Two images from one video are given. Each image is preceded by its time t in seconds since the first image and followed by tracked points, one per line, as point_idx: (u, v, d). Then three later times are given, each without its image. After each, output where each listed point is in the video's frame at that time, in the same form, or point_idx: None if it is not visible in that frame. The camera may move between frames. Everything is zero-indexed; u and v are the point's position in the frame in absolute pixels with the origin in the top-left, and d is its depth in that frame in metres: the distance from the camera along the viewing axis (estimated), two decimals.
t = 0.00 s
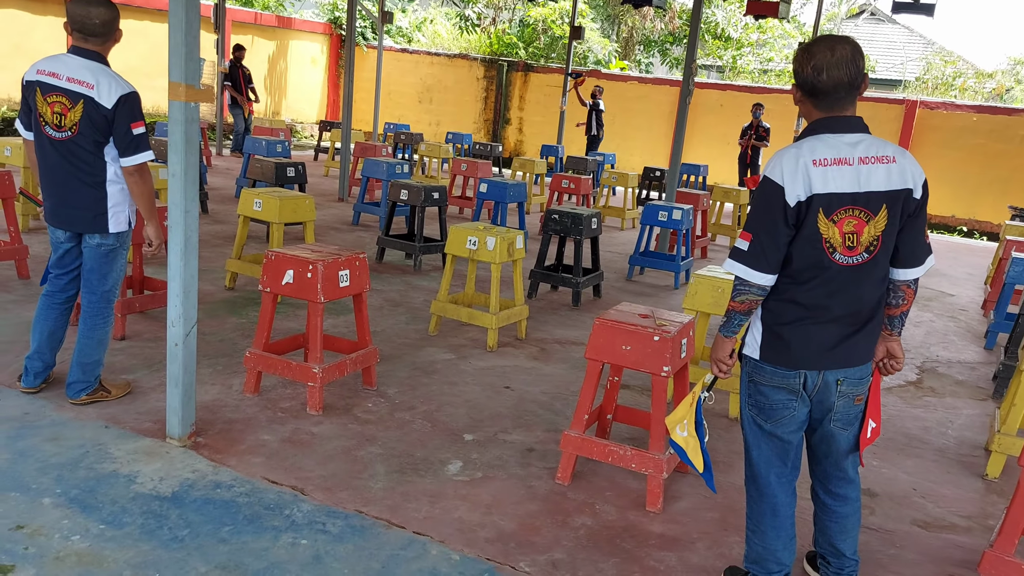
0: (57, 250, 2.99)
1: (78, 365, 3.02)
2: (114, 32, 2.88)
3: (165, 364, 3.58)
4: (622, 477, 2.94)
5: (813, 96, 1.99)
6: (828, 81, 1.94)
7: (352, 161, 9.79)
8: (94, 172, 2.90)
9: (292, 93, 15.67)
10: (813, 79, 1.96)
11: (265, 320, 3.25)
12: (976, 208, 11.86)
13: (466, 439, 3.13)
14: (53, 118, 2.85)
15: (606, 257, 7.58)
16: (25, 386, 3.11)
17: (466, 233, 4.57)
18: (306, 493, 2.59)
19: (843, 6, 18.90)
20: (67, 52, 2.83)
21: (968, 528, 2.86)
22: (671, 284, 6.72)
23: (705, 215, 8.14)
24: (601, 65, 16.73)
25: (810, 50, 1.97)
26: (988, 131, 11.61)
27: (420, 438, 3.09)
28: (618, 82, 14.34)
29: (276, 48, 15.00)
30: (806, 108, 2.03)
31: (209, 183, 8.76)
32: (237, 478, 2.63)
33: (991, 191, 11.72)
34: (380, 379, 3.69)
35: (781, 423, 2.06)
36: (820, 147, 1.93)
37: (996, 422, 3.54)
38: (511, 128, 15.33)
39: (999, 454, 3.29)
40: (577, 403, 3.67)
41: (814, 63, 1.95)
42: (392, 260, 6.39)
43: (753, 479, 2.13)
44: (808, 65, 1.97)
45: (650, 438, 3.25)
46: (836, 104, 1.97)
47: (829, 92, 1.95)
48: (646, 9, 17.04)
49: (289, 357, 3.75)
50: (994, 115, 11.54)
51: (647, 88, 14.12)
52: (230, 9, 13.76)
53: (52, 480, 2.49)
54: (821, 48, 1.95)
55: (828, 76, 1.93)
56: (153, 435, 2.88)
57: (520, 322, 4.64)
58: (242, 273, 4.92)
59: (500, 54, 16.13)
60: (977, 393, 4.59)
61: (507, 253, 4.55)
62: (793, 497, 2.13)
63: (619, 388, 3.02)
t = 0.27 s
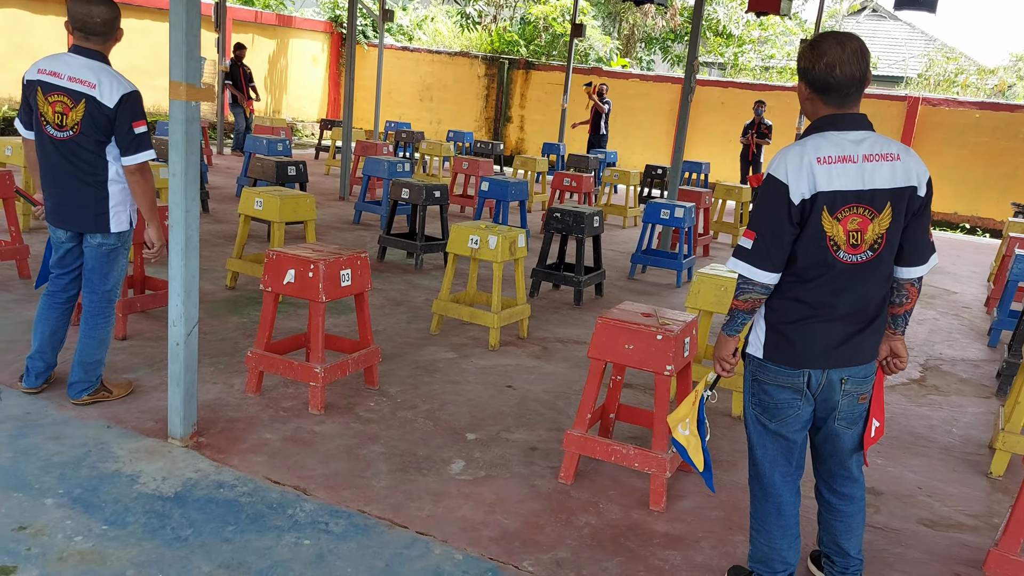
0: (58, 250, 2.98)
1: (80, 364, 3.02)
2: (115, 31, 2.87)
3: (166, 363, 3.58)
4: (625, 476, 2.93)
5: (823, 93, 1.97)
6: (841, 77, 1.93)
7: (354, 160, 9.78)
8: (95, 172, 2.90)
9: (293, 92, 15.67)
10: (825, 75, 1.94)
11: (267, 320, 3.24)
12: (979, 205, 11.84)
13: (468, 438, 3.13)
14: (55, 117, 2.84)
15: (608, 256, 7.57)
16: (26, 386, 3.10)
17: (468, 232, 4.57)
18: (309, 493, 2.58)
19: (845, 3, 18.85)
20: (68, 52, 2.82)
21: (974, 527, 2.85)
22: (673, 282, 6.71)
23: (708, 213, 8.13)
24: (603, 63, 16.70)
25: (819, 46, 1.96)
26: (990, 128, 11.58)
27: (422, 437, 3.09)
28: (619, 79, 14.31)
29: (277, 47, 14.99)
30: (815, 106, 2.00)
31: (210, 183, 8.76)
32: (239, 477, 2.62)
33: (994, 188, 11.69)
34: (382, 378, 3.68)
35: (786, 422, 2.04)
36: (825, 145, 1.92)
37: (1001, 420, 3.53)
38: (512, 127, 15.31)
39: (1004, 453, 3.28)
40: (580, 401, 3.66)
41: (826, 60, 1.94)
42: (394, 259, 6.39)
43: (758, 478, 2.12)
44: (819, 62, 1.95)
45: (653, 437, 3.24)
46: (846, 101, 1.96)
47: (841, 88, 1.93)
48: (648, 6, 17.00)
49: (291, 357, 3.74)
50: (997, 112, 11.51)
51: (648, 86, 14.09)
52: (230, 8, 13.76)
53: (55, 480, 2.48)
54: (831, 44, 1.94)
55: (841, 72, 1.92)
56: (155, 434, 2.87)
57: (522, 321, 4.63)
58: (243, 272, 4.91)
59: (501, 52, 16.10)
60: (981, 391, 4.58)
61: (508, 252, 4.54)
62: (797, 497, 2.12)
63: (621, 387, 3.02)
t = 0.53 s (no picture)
0: (56, 254, 2.98)
1: (78, 369, 3.01)
2: (110, 34, 2.86)
3: (165, 368, 3.57)
4: (624, 479, 2.93)
5: (824, 96, 1.96)
6: (842, 79, 1.93)
7: (352, 162, 9.78)
8: (93, 176, 2.90)
9: (291, 95, 15.68)
10: (827, 78, 1.93)
11: (265, 323, 3.24)
12: (977, 205, 11.85)
13: (467, 441, 3.12)
14: (52, 122, 2.84)
15: (607, 257, 7.58)
16: (24, 392, 3.10)
17: (467, 234, 4.56)
18: (308, 497, 2.58)
19: (842, 4, 18.88)
20: (65, 57, 2.82)
21: (972, 528, 2.85)
22: (672, 283, 6.71)
23: (706, 214, 8.13)
24: (601, 65, 16.72)
25: (817, 50, 1.95)
26: (988, 128, 11.60)
27: (421, 440, 3.08)
28: (618, 81, 14.32)
29: (275, 50, 15.00)
30: (815, 109, 2.00)
31: (208, 186, 8.77)
32: (238, 482, 2.62)
33: (993, 188, 11.71)
34: (381, 381, 3.68)
35: (784, 424, 2.05)
36: (822, 148, 1.92)
37: (999, 421, 3.53)
38: (511, 128, 15.33)
39: (1002, 454, 3.28)
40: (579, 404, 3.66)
41: (827, 63, 1.93)
42: (392, 262, 6.38)
43: (755, 481, 2.12)
44: (820, 66, 1.94)
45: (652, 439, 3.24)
46: (845, 103, 1.97)
47: (843, 90, 1.93)
48: (645, 8, 17.02)
49: (290, 360, 3.74)
50: (994, 113, 11.53)
51: (646, 87, 14.11)
52: (228, 11, 13.77)
53: (54, 485, 2.48)
54: (830, 47, 1.94)
55: (843, 75, 1.92)
56: (153, 439, 2.87)
57: (521, 323, 4.62)
58: (241, 275, 4.91)
59: (499, 54, 16.12)
60: (980, 391, 4.59)
61: (507, 255, 4.54)
62: (796, 499, 2.12)
63: (621, 389, 3.02)
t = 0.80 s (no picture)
0: (50, 284, 2.99)
1: (74, 398, 3.01)
2: (96, 62, 2.88)
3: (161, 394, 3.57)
4: (622, 492, 2.93)
5: (808, 106, 1.99)
6: (827, 90, 1.96)
7: (345, 183, 9.81)
8: (85, 205, 2.91)
9: (282, 118, 15.74)
10: (812, 89, 1.96)
11: (260, 346, 3.24)
12: (968, 209, 11.92)
13: (464, 459, 3.12)
14: (43, 152, 2.86)
15: (601, 270, 7.59)
16: (21, 422, 3.10)
17: (460, 251, 4.58)
18: (305, 519, 2.58)
19: (828, 13, 19.05)
20: (54, 87, 2.85)
21: (971, 532, 2.85)
22: (667, 295, 6.72)
23: (699, 225, 8.16)
24: (591, 80, 16.83)
25: (800, 62, 1.98)
26: (976, 132, 11.69)
27: (418, 459, 3.08)
28: (607, 95, 14.42)
29: (265, 73, 15.08)
30: (800, 121, 2.02)
31: (202, 210, 8.79)
32: (236, 506, 2.61)
33: (983, 192, 11.78)
34: (377, 401, 3.67)
35: (778, 433, 2.05)
36: (807, 158, 1.94)
37: (994, 424, 3.54)
38: (503, 144, 15.41)
39: (998, 457, 3.29)
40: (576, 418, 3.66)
41: (811, 75, 1.96)
42: (387, 281, 6.39)
43: (752, 490, 2.12)
44: (804, 77, 1.97)
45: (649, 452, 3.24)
46: (830, 113, 1.99)
47: (828, 100, 1.96)
48: (633, 22, 17.16)
49: (286, 382, 3.74)
50: (982, 117, 11.62)
51: (636, 100, 14.21)
52: (218, 36, 13.85)
53: (52, 514, 2.48)
54: (812, 59, 1.97)
55: (827, 85, 1.95)
56: (151, 465, 2.86)
57: (517, 339, 4.63)
58: (235, 299, 4.92)
59: (489, 71, 16.22)
60: (976, 395, 4.60)
61: (501, 270, 4.55)
62: (792, 508, 2.12)
63: (617, 402, 3.02)
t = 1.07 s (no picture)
0: (34, 329, 2.97)
1: (59, 443, 2.98)
2: (75, 107, 2.91)
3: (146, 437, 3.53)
4: (613, 523, 2.92)
5: (782, 136, 2.03)
6: (799, 120, 2.01)
7: (329, 220, 9.83)
8: (67, 249, 2.90)
9: (266, 157, 15.80)
10: (785, 119, 2.01)
11: (245, 386, 3.23)
12: (947, 231, 12.11)
13: (454, 494, 3.10)
14: (25, 197, 2.86)
15: (586, 300, 7.63)
16: (5, 468, 3.06)
17: (445, 285, 4.59)
18: (294, 560, 2.55)
19: (802, 43, 19.47)
20: (35, 133, 2.87)
21: (960, 553, 2.86)
22: (652, 323, 6.75)
23: (682, 253, 8.23)
24: (572, 112, 17.06)
25: (773, 93, 2.03)
26: (951, 155, 11.91)
27: (407, 496, 3.06)
28: (588, 127, 14.61)
29: (248, 114, 15.17)
30: (775, 151, 2.07)
31: (186, 251, 8.77)
32: (223, 548, 2.58)
33: (961, 213, 11.97)
34: (365, 438, 3.65)
35: (764, 459, 2.06)
36: (782, 187, 1.98)
37: (979, 443, 3.56)
38: (487, 178, 15.53)
39: (985, 476, 3.31)
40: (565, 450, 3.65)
41: (783, 105, 2.01)
42: (373, 316, 6.39)
43: (741, 517, 2.13)
44: (777, 108, 2.02)
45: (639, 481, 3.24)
46: (803, 142, 2.04)
47: (802, 129, 2.01)
48: (612, 56, 17.45)
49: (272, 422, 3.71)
50: (956, 140, 11.85)
51: (617, 132, 14.39)
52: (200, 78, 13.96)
53: (37, 562, 2.44)
54: (784, 90, 2.02)
55: (800, 115, 2.00)
56: (136, 509, 2.83)
57: (504, 371, 4.63)
58: (220, 338, 4.90)
59: (471, 106, 16.41)
60: (961, 415, 4.63)
61: (486, 303, 4.57)
62: (782, 533, 2.12)
63: (605, 431, 3.02)
